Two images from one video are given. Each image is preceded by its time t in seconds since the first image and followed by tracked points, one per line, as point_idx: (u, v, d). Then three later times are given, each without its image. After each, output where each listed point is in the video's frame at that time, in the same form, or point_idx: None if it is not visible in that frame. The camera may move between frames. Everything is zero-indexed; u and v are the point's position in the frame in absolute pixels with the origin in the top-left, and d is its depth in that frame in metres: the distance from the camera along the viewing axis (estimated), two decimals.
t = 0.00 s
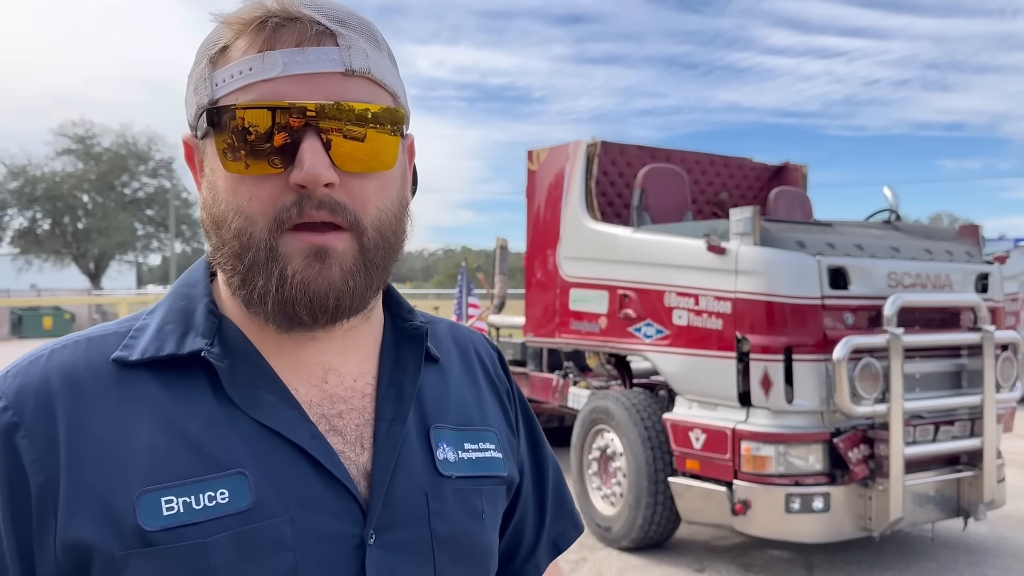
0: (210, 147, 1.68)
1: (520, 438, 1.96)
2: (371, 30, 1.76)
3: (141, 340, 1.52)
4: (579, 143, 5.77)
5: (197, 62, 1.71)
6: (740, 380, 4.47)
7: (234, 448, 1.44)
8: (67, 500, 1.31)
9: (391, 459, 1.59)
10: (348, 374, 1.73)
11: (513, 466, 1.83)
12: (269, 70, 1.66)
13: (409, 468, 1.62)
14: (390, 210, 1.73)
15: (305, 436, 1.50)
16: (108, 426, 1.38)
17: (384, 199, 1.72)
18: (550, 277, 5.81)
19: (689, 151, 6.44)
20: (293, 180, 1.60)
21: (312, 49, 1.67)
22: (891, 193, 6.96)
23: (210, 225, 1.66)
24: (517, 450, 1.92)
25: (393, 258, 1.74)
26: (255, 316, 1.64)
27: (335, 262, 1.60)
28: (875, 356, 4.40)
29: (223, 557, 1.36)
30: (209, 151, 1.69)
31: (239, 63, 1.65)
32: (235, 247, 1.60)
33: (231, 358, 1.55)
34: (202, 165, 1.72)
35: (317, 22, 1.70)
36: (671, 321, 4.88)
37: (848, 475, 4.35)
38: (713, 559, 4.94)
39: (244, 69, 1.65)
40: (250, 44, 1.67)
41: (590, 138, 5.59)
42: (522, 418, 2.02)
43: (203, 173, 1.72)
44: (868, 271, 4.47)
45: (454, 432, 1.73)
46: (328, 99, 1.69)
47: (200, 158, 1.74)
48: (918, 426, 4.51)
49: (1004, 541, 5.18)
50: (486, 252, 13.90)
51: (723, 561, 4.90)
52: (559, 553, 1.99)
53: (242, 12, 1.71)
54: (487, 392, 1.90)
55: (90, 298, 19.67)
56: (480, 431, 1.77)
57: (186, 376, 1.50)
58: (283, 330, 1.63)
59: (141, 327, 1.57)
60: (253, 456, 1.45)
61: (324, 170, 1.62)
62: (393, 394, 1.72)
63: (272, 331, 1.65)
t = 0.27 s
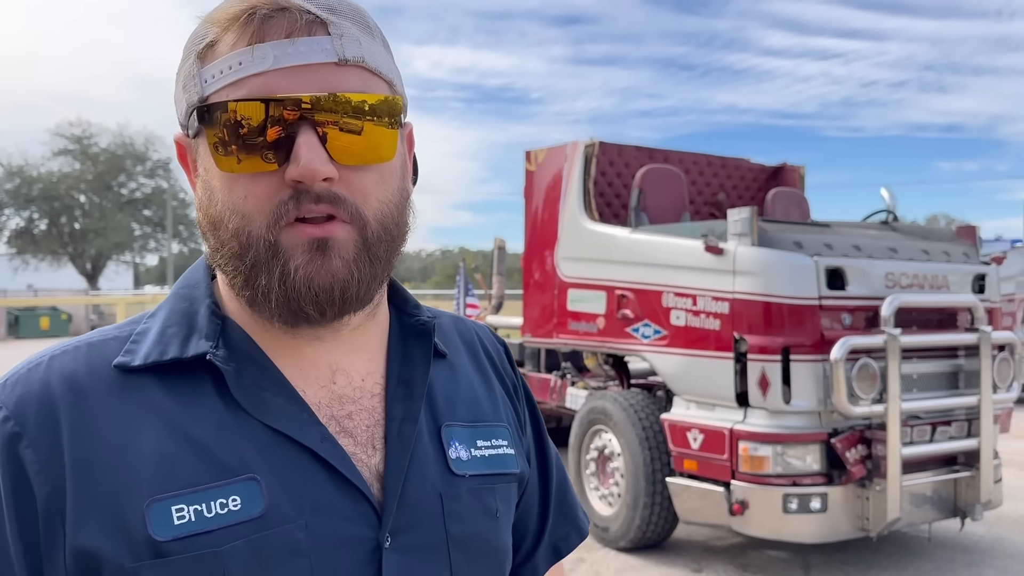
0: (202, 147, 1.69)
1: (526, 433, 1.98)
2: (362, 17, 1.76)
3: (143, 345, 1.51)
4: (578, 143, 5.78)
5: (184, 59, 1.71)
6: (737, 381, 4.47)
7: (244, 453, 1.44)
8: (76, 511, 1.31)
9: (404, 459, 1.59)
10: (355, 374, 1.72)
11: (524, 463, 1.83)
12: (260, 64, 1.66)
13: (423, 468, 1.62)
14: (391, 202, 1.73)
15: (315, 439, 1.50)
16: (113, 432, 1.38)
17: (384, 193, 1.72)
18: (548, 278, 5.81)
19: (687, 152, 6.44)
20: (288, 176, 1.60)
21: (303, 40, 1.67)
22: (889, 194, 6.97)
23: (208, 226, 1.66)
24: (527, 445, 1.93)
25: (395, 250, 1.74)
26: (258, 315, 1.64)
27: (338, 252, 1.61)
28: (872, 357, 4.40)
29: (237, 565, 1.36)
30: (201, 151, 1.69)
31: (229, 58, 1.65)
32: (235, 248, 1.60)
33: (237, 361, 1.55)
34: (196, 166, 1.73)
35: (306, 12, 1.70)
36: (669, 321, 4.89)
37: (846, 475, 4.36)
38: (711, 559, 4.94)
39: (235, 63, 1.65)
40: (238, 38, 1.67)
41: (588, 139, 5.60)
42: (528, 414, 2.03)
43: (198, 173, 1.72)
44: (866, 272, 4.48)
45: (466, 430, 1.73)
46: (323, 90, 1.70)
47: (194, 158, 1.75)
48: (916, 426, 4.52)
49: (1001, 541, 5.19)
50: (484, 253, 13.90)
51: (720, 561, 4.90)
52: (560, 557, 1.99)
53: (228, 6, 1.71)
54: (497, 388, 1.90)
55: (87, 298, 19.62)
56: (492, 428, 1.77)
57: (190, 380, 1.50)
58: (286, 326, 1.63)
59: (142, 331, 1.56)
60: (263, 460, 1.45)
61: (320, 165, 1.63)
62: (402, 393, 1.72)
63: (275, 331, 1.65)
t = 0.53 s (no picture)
0: (207, 146, 1.68)
1: (540, 432, 1.98)
2: (369, 11, 1.77)
3: (150, 353, 1.51)
4: (574, 146, 5.80)
5: (187, 55, 1.70)
6: (733, 384, 4.47)
7: (256, 464, 1.43)
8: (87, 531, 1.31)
9: (418, 467, 1.59)
10: (367, 379, 1.72)
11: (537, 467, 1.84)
12: (267, 59, 1.66)
13: (437, 475, 1.62)
14: (403, 200, 1.74)
15: (329, 448, 1.50)
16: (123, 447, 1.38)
17: (396, 192, 1.73)
18: (544, 280, 5.81)
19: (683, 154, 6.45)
20: (299, 173, 1.60)
21: (313, 33, 1.67)
22: (884, 196, 6.98)
23: (214, 228, 1.65)
24: (539, 447, 1.93)
25: (406, 249, 1.74)
26: (267, 318, 1.63)
27: (351, 261, 1.61)
28: (868, 359, 4.41)
29: None
30: (207, 150, 1.69)
31: (235, 53, 1.65)
32: (245, 249, 1.59)
33: (248, 367, 1.55)
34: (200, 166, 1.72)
35: (314, 5, 1.70)
36: (665, 324, 4.89)
37: (841, 478, 4.37)
38: (707, 562, 4.94)
39: (241, 58, 1.65)
40: (244, 32, 1.66)
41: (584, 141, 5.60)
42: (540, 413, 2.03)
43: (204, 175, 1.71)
44: (861, 275, 4.49)
45: (479, 434, 1.74)
46: (332, 85, 1.70)
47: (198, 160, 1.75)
48: (911, 429, 4.52)
49: (996, 543, 5.20)
50: (479, 255, 13.89)
51: (716, 564, 4.91)
52: (582, 555, 2.00)
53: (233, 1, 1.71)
54: (508, 391, 1.91)
55: (82, 300, 19.55)
56: (503, 431, 1.77)
57: (200, 388, 1.50)
58: (299, 333, 1.62)
59: (149, 339, 1.56)
60: (276, 472, 1.45)
61: (334, 161, 1.63)
62: (414, 397, 1.72)
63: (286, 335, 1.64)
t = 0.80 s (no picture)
0: (223, 139, 1.61)
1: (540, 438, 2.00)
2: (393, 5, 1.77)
3: (148, 369, 1.42)
4: (567, 149, 5.80)
5: (200, 41, 1.61)
6: (726, 387, 4.48)
7: (276, 487, 1.36)
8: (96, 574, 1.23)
9: (440, 480, 1.57)
10: (380, 392, 1.68)
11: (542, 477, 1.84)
12: (300, 49, 1.61)
13: (457, 489, 1.60)
14: (432, 197, 1.72)
15: (351, 465, 1.44)
16: (125, 476, 1.28)
17: (427, 184, 1.72)
18: (537, 283, 5.81)
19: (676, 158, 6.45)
20: (335, 170, 1.56)
21: (350, 23, 1.65)
22: (876, 200, 7.01)
23: (229, 230, 1.57)
24: (542, 456, 1.94)
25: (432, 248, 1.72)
26: (293, 317, 1.56)
27: (389, 244, 1.57)
28: (861, 362, 4.41)
29: None
30: (222, 144, 1.61)
31: (265, 41, 1.58)
32: (271, 248, 1.51)
33: (259, 382, 1.47)
34: (210, 161, 1.63)
35: None
36: (658, 327, 4.89)
37: (835, 481, 4.37)
38: (700, 566, 4.94)
39: (272, 47, 1.59)
40: (271, 18, 1.60)
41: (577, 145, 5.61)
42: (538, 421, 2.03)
43: (214, 171, 1.62)
44: (854, 278, 4.50)
45: (491, 446, 1.73)
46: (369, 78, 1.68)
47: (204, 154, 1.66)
48: (904, 432, 4.53)
49: (988, 546, 5.22)
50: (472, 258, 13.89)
51: (710, 567, 4.90)
52: (577, 560, 1.98)
53: None
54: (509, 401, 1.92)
55: (74, 303, 19.50)
56: (511, 442, 1.78)
57: (206, 405, 1.40)
58: (330, 325, 1.57)
59: (146, 352, 1.46)
60: (298, 494, 1.38)
61: (375, 157, 1.61)
62: (429, 409, 1.71)
63: (307, 335, 1.59)
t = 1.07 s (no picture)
0: (233, 158, 1.55)
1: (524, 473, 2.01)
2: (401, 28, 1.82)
3: (141, 408, 1.35)
4: (559, 154, 5.80)
5: (208, 53, 1.55)
6: (719, 393, 4.47)
7: (284, 532, 1.32)
8: None
9: (446, 519, 1.57)
10: (379, 426, 1.68)
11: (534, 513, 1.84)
12: (323, 66, 1.60)
13: (462, 527, 1.60)
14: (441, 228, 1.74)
15: (359, 507, 1.42)
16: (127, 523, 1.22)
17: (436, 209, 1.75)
18: (530, 288, 5.80)
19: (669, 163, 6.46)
20: (359, 194, 1.58)
21: (375, 41, 1.67)
22: (867, 205, 7.02)
23: (237, 254, 1.52)
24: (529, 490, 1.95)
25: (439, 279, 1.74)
26: (303, 347, 1.53)
27: (410, 276, 1.57)
28: (853, 368, 4.41)
29: None
30: (231, 163, 1.55)
31: (290, 56, 1.56)
32: (289, 274, 1.48)
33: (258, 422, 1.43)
34: (210, 181, 1.57)
35: (365, 12, 1.70)
36: (651, 333, 4.89)
37: (827, 487, 4.36)
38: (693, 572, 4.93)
39: (296, 63, 1.57)
40: (290, 35, 1.58)
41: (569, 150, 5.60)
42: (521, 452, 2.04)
43: (215, 190, 1.56)
44: (845, 283, 4.50)
45: (489, 481, 1.73)
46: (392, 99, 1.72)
47: (199, 173, 1.60)
48: (896, 437, 4.53)
49: (980, 551, 5.22)
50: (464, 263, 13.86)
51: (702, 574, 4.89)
52: None
53: None
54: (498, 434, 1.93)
55: (65, 308, 19.40)
56: (504, 477, 1.78)
57: (205, 445, 1.36)
58: (345, 357, 1.55)
59: (134, 391, 1.39)
60: (306, 537, 1.34)
61: (400, 178, 1.64)
62: (430, 445, 1.70)
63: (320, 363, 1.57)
